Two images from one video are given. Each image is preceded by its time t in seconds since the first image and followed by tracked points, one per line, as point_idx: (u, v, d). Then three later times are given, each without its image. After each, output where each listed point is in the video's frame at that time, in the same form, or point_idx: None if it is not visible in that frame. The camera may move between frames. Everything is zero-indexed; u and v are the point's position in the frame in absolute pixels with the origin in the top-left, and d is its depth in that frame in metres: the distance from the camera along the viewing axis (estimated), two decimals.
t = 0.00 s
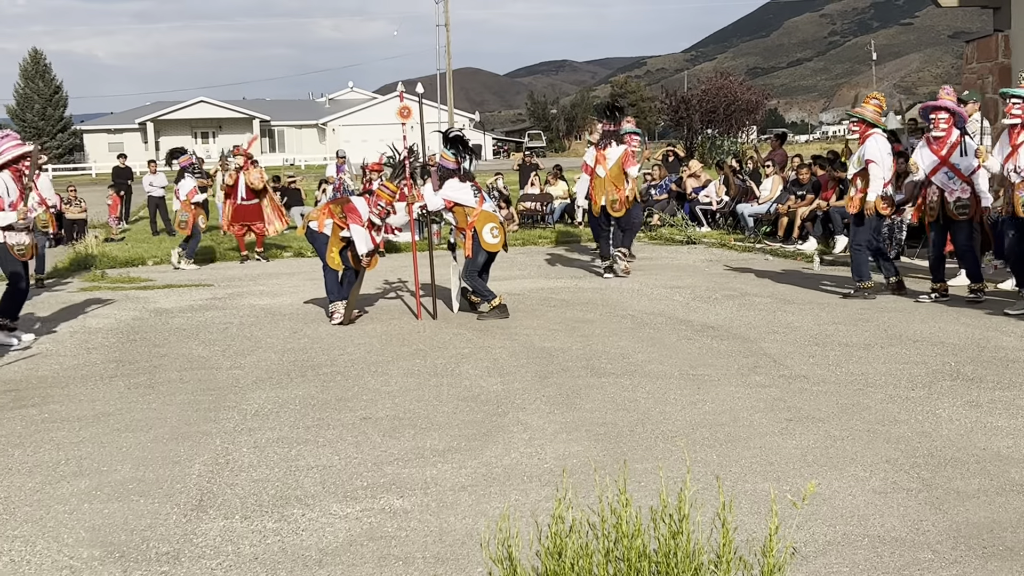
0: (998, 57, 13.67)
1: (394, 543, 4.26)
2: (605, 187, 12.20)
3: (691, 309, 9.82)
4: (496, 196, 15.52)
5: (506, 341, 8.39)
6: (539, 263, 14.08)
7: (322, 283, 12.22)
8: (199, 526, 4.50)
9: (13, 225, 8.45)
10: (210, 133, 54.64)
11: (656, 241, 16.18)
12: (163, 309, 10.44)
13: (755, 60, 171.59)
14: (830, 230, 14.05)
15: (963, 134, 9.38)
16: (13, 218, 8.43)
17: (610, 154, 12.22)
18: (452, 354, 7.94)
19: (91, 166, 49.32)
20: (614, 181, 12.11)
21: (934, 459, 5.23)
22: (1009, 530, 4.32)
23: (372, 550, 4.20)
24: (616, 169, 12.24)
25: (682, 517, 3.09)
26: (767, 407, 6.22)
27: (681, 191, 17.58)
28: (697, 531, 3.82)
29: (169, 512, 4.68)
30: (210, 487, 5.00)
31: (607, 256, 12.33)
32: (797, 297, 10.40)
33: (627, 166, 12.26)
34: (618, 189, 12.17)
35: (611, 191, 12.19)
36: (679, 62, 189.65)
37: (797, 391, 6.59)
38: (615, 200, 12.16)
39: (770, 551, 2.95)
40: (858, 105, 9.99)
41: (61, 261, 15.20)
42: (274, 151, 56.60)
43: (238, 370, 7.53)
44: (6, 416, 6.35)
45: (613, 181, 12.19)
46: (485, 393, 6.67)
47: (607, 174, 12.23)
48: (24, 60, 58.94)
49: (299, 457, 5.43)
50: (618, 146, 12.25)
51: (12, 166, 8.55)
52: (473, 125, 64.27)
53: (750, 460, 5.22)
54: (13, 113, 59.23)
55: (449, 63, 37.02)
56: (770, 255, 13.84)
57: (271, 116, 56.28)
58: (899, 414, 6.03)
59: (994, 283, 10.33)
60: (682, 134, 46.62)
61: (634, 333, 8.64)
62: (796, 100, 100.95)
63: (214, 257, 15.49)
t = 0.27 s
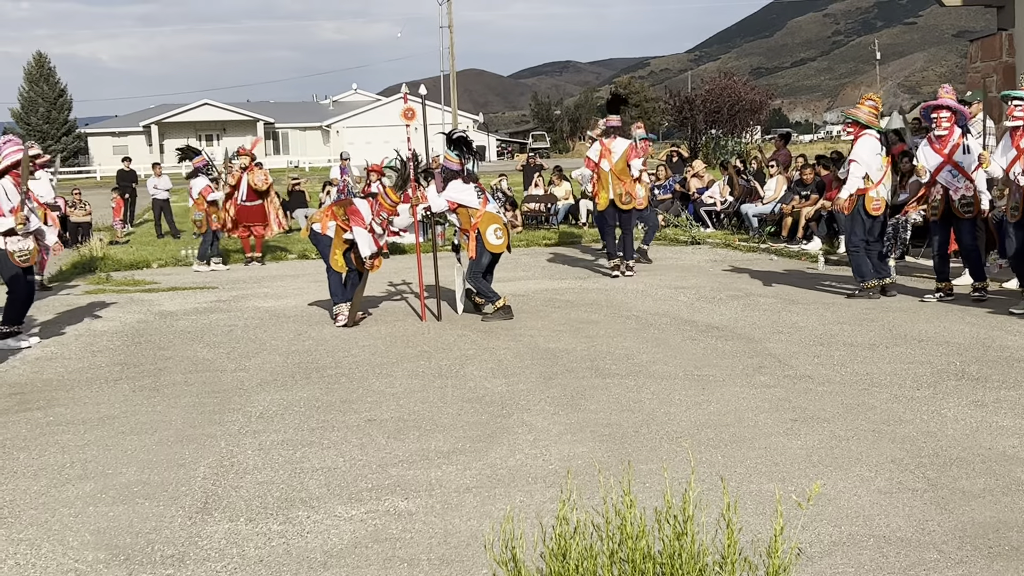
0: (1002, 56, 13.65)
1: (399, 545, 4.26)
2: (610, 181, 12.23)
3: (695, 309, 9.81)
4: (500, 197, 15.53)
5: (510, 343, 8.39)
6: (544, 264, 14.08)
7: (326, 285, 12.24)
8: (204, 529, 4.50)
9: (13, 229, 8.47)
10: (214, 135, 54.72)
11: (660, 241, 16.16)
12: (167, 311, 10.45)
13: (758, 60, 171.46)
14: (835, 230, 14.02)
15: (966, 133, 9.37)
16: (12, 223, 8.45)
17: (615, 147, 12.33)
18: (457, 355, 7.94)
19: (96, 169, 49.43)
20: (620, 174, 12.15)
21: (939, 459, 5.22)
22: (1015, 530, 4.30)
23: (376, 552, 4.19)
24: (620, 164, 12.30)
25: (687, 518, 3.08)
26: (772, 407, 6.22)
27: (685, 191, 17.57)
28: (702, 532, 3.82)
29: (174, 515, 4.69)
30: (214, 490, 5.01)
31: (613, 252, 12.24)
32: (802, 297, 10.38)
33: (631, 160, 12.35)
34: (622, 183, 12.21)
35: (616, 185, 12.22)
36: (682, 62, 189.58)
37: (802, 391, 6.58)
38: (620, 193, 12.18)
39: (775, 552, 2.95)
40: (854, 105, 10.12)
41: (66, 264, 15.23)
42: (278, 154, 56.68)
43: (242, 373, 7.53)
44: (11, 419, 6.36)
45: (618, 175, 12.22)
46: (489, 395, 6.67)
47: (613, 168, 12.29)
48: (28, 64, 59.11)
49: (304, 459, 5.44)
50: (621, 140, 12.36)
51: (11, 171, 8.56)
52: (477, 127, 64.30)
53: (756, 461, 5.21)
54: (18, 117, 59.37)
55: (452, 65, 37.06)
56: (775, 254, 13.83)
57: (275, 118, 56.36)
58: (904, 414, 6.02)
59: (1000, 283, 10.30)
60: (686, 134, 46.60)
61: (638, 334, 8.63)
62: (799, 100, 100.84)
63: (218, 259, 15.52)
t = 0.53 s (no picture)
0: (1007, 54, 13.62)
1: (406, 545, 4.27)
2: (620, 182, 12.28)
3: (701, 309, 9.81)
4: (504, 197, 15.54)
5: (516, 343, 8.39)
6: (549, 264, 14.08)
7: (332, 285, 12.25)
8: (211, 530, 4.51)
9: (24, 231, 8.51)
10: (219, 137, 54.81)
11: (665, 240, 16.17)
12: (174, 313, 10.48)
13: (763, 59, 171.30)
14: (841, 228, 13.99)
15: (974, 132, 9.33)
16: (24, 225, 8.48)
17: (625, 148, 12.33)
18: (462, 356, 7.94)
19: (102, 171, 49.53)
20: (633, 174, 12.23)
21: (946, 457, 5.21)
22: (1023, 529, 4.29)
23: (383, 553, 4.20)
24: (629, 164, 12.35)
25: (693, 518, 3.08)
26: (778, 406, 6.21)
27: (690, 190, 17.59)
28: (708, 531, 3.82)
29: (181, 515, 4.70)
30: (221, 491, 5.02)
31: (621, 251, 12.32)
32: (807, 296, 10.37)
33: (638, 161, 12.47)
34: (632, 184, 12.33)
35: (627, 187, 12.32)
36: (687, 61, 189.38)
37: (808, 390, 6.58)
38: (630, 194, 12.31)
39: (781, 550, 2.94)
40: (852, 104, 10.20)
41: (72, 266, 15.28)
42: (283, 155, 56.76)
43: (248, 374, 7.56)
44: (18, 421, 6.38)
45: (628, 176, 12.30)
46: (495, 395, 6.67)
47: (623, 168, 12.31)
48: (33, 66, 59.27)
49: (310, 460, 5.45)
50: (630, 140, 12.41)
51: (16, 172, 8.61)
52: (482, 127, 64.32)
53: (762, 460, 5.20)
54: (23, 119, 59.52)
55: (456, 65, 37.11)
56: (780, 253, 13.82)
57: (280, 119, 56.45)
58: (910, 413, 6.01)
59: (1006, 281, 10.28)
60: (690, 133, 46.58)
61: (644, 334, 8.63)
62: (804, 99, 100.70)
63: (224, 261, 15.56)
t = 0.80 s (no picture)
0: (1013, 51, 13.58)
1: (412, 544, 4.27)
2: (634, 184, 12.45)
3: (707, 307, 9.79)
4: (510, 195, 15.53)
5: (522, 342, 8.38)
6: (555, 262, 14.07)
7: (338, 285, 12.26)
8: (218, 529, 4.51)
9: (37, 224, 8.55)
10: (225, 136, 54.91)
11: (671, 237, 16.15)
12: (180, 312, 10.50)
13: (769, 56, 171.02)
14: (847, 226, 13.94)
15: (984, 131, 9.27)
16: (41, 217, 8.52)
17: (640, 149, 12.46)
18: (469, 355, 7.94)
19: (108, 172, 49.65)
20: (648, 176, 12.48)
21: (954, 455, 5.18)
22: None
23: (390, 552, 4.20)
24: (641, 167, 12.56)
25: (701, 516, 3.07)
26: (785, 405, 6.20)
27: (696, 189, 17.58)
28: (715, 530, 3.81)
29: (188, 515, 4.70)
30: (228, 490, 5.02)
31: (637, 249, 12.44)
32: (814, 294, 10.34)
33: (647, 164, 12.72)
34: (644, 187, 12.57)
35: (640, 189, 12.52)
36: (692, 59, 189.06)
37: (815, 388, 6.56)
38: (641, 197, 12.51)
39: (790, 549, 2.93)
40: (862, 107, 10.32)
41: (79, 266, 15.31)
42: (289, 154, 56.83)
43: (255, 373, 7.56)
44: (25, 421, 6.39)
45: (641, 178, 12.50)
46: (502, 394, 6.67)
47: (639, 171, 12.49)
48: (40, 66, 59.44)
49: (317, 459, 5.45)
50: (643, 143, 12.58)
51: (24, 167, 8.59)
52: (487, 126, 64.32)
53: (769, 458, 5.19)
54: (30, 120, 59.68)
55: (461, 64, 37.12)
56: (786, 251, 13.80)
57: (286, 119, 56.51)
58: (918, 411, 5.99)
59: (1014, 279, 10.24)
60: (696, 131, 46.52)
61: (651, 332, 8.62)
62: (810, 97, 100.50)
63: (230, 261, 15.58)
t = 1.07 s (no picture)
0: (1020, 48, 13.53)
1: (419, 542, 4.27)
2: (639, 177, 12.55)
3: (713, 304, 9.77)
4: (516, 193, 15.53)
5: (528, 340, 8.38)
6: (561, 260, 14.06)
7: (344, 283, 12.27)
8: (225, 527, 4.52)
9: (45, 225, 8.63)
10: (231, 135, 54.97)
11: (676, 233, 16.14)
12: (187, 311, 10.51)
13: (774, 53, 170.71)
14: (853, 223, 13.92)
15: (993, 127, 9.18)
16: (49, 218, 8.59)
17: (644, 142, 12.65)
18: (475, 353, 7.94)
19: (114, 170, 49.75)
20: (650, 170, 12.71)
21: (961, 452, 5.17)
22: None
23: (397, 550, 4.20)
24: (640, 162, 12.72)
25: (708, 514, 3.06)
26: (792, 402, 6.18)
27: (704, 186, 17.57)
28: (721, 528, 3.81)
29: (195, 513, 4.71)
30: (235, 488, 5.03)
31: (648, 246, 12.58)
32: (820, 291, 10.32)
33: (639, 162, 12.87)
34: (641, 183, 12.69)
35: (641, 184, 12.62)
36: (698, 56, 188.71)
37: (822, 386, 6.55)
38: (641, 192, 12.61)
39: (796, 547, 2.92)
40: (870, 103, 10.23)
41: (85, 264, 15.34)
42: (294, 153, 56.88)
43: (261, 372, 7.57)
44: (32, 420, 6.40)
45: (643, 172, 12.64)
46: (508, 392, 6.66)
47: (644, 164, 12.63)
48: (46, 66, 59.57)
49: (324, 457, 5.45)
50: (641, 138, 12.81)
51: (32, 169, 8.65)
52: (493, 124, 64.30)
53: (776, 456, 5.18)
54: (36, 119, 59.82)
55: (466, 62, 37.14)
56: (792, 248, 13.78)
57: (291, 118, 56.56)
58: (925, 408, 5.97)
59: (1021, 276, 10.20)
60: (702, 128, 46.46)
61: (656, 330, 8.61)
62: (815, 94, 100.32)
63: (236, 259, 15.60)
